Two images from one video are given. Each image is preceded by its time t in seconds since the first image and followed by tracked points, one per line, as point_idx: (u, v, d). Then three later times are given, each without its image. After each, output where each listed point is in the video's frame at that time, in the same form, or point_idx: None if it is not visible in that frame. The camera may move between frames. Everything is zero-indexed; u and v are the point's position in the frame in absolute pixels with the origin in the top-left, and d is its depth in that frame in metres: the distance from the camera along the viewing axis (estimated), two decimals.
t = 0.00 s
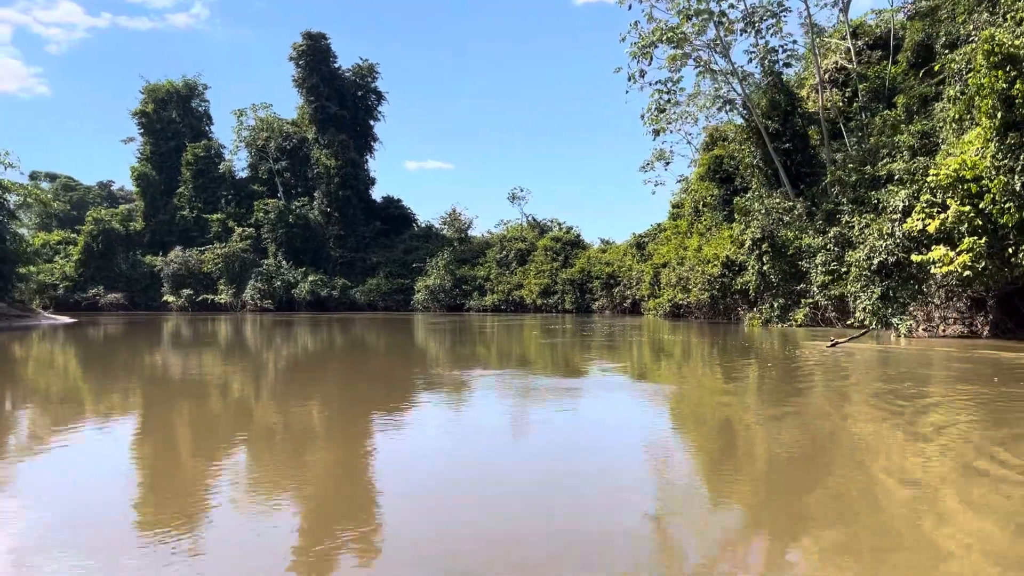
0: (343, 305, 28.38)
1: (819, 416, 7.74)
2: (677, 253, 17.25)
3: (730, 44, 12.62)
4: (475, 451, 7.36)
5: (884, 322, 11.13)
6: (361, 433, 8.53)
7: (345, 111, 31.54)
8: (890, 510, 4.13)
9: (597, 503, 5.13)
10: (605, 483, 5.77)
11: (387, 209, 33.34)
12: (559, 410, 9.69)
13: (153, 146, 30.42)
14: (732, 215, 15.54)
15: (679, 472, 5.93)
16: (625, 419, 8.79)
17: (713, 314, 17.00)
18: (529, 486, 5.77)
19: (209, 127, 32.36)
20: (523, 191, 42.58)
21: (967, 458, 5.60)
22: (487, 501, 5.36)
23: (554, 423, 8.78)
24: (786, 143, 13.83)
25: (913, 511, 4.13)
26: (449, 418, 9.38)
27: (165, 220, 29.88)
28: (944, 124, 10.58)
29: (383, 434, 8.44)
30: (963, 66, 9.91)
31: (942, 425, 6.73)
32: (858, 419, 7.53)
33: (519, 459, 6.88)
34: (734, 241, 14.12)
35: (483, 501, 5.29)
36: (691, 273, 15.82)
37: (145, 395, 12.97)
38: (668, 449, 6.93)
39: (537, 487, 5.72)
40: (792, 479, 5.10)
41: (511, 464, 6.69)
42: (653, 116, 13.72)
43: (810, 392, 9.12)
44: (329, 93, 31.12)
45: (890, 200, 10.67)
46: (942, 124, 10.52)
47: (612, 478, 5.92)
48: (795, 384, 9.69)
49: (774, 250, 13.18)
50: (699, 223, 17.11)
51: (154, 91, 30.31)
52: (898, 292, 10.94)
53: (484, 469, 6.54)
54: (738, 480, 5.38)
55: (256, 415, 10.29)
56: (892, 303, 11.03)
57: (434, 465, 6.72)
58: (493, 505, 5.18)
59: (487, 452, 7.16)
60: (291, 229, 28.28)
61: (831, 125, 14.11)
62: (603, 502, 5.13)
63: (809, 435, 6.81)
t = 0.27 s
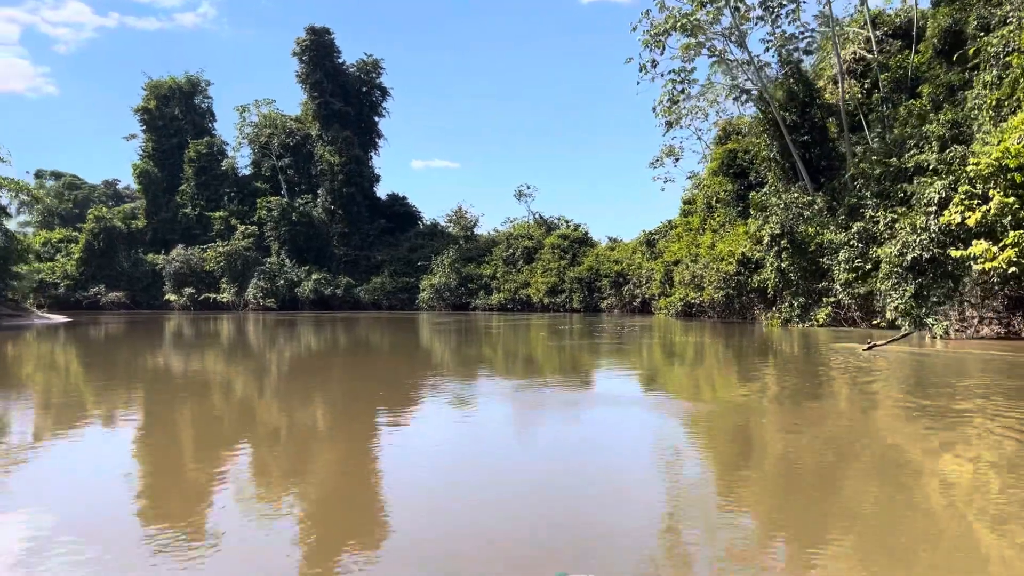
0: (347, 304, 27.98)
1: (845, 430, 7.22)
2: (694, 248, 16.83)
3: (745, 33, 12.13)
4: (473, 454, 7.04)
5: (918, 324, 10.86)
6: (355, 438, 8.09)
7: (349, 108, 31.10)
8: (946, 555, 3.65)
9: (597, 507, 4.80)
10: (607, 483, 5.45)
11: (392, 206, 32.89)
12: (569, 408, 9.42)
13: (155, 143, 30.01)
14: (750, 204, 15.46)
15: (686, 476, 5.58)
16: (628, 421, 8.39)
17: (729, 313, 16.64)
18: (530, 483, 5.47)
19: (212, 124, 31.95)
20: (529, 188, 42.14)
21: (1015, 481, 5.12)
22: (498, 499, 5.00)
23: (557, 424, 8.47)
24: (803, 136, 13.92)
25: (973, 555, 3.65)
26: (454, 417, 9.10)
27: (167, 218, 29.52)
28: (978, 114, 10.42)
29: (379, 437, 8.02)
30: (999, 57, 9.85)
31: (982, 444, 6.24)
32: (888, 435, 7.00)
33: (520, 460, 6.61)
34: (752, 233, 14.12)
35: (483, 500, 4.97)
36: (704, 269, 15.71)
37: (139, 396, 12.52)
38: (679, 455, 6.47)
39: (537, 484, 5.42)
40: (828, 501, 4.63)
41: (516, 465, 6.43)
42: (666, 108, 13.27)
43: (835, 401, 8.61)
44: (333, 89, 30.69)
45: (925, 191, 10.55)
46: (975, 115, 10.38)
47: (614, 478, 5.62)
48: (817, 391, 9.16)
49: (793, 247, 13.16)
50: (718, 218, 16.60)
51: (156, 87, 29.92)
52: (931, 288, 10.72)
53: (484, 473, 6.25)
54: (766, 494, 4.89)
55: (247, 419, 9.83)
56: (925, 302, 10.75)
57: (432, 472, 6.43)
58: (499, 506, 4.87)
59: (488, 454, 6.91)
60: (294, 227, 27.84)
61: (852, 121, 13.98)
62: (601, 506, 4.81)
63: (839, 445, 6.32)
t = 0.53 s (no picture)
0: (350, 303, 27.69)
1: (867, 439, 6.87)
2: (708, 249, 16.61)
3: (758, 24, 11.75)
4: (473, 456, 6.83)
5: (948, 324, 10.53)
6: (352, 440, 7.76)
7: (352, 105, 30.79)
8: None
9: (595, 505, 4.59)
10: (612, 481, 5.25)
11: (395, 205, 32.55)
12: (576, 411, 9.20)
13: (156, 141, 29.67)
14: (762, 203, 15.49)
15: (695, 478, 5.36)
16: (636, 424, 8.11)
17: (745, 313, 16.42)
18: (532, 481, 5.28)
19: (214, 122, 31.66)
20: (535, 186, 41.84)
21: None
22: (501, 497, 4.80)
23: (562, 426, 8.21)
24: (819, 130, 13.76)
25: None
26: (457, 417, 8.87)
27: (169, 216, 29.26)
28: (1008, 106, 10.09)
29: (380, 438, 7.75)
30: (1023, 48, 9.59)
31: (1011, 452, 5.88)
32: (914, 446, 6.65)
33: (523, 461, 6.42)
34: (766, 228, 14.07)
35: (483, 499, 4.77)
36: (714, 268, 15.90)
37: (135, 397, 12.22)
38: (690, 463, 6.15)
39: (536, 482, 5.19)
40: (856, 514, 4.24)
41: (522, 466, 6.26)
42: (675, 103, 12.92)
43: (854, 408, 8.24)
44: (336, 86, 30.38)
45: (955, 185, 10.20)
46: (1004, 106, 10.07)
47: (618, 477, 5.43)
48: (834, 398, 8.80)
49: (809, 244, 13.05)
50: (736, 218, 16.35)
51: (157, 85, 29.63)
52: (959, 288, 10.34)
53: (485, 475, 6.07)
54: (787, 503, 4.50)
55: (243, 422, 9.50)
56: (954, 302, 10.40)
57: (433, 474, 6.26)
58: (500, 505, 4.67)
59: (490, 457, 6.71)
60: (296, 225, 27.61)
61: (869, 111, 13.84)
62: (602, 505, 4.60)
63: (862, 453, 5.95)
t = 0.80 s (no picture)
0: (353, 303, 27.31)
1: (897, 458, 6.41)
2: (727, 246, 16.29)
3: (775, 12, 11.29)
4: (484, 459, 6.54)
5: (992, 324, 10.01)
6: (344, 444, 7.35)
7: (355, 102, 30.37)
8: None
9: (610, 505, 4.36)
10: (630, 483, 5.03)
11: (399, 203, 32.14)
12: (587, 412, 8.86)
13: (158, 139, 29.24)
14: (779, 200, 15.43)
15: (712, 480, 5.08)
16: (646, 429, 7.74)
17: (760, 312, 15.97)
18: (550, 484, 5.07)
19: (216, 120, 31.29)
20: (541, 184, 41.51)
21: None
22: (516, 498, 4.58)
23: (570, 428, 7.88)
24: (839, 122, 13.49)
25: None
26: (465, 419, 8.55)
27: (171, 215, 28.94)
28: None
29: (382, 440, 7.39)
30: None
31: None
32: (950, 464, 6.19)
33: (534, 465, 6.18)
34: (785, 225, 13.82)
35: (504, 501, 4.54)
36: (730, 266, 15.59)
37: (128, 400, 11.83)
38: (706, 475, 5.71)
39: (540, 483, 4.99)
40: (890, 526, 3.77)
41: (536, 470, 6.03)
42: (688, 97, 12.52)
43: (881, 424, 7.77)
44: (339, 83, 29.99)
45: (997, 177, 9.89)
46: None
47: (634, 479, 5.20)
48: (858, 410, 8.35)
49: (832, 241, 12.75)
50: (751, 221, 16.33)
51: (160, 82, 29.28)
52: (1005, 287, 9.82)
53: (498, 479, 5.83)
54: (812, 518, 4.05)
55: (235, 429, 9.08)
56: (998, 303, 9.90)
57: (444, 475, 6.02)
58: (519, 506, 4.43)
59: (501, 460, 6.45)
60: (299, 224, 27.39)
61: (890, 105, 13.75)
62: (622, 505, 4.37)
63: (889, 469, 5.51)
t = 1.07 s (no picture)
0: (355, 303, 27.00)
1: (923, 475, 6.03)
2: (738, 245, 15.99)
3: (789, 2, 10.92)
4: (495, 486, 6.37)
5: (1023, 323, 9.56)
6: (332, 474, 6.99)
7: (358, 99, 30.05)
8: None
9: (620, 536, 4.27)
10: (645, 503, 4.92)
11: (402, 202, 31.81)
12: (592, 429, 8.58)
13: (159, 137, 28.96)
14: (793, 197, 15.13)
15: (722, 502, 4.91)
16: (651, 448, 7.44)
17: (768, 310, 15.56)
18: (565, 502, 4.98)
19: (218, 118, 31.00)
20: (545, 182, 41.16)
21: None
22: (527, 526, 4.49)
23: (575, 449, 7.63)
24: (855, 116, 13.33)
25: None
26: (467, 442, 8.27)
27: (171, 215, 28.65)
28: None
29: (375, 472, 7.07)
30: None
31: None
32: (981, 480, 5.80)
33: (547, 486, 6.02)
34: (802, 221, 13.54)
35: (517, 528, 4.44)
36: (743, 264, 15.24)
37: (122, 401, 11.51)
38: (719, 486, 5.34)
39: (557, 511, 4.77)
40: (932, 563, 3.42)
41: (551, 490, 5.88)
42: (699, 89, 12.16)
43: (904, 434, 7.37)
44: (342, 81, 29.67)
45: None
46: None
47: (646, 497, 5.07)
48: (877, 420, 7.97)
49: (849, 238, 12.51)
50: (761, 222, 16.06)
51: (160, 80, 28.99)
52: None
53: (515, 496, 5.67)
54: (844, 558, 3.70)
55: (226, 437, 8.73)
56: None
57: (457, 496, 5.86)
58: (534, 535, 4.33)
59: (511, 486, 6.21)
60: (301, 223, 27.13)
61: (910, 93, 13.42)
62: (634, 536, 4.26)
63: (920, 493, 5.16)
